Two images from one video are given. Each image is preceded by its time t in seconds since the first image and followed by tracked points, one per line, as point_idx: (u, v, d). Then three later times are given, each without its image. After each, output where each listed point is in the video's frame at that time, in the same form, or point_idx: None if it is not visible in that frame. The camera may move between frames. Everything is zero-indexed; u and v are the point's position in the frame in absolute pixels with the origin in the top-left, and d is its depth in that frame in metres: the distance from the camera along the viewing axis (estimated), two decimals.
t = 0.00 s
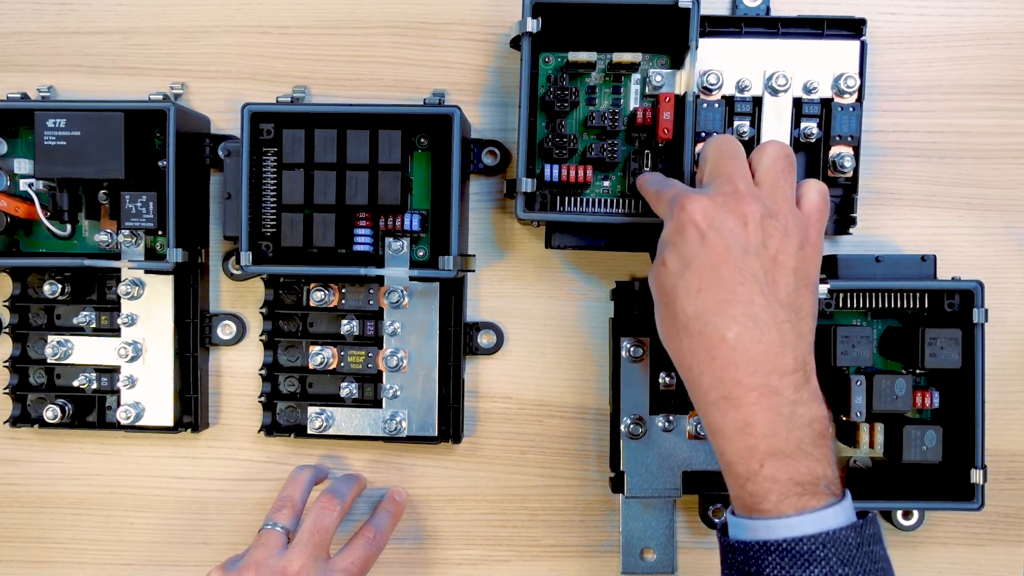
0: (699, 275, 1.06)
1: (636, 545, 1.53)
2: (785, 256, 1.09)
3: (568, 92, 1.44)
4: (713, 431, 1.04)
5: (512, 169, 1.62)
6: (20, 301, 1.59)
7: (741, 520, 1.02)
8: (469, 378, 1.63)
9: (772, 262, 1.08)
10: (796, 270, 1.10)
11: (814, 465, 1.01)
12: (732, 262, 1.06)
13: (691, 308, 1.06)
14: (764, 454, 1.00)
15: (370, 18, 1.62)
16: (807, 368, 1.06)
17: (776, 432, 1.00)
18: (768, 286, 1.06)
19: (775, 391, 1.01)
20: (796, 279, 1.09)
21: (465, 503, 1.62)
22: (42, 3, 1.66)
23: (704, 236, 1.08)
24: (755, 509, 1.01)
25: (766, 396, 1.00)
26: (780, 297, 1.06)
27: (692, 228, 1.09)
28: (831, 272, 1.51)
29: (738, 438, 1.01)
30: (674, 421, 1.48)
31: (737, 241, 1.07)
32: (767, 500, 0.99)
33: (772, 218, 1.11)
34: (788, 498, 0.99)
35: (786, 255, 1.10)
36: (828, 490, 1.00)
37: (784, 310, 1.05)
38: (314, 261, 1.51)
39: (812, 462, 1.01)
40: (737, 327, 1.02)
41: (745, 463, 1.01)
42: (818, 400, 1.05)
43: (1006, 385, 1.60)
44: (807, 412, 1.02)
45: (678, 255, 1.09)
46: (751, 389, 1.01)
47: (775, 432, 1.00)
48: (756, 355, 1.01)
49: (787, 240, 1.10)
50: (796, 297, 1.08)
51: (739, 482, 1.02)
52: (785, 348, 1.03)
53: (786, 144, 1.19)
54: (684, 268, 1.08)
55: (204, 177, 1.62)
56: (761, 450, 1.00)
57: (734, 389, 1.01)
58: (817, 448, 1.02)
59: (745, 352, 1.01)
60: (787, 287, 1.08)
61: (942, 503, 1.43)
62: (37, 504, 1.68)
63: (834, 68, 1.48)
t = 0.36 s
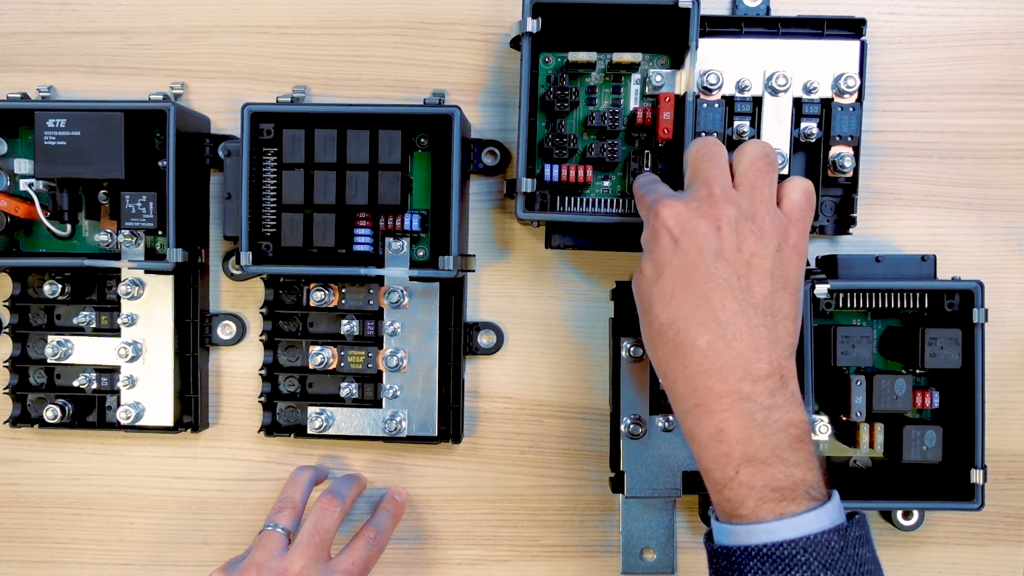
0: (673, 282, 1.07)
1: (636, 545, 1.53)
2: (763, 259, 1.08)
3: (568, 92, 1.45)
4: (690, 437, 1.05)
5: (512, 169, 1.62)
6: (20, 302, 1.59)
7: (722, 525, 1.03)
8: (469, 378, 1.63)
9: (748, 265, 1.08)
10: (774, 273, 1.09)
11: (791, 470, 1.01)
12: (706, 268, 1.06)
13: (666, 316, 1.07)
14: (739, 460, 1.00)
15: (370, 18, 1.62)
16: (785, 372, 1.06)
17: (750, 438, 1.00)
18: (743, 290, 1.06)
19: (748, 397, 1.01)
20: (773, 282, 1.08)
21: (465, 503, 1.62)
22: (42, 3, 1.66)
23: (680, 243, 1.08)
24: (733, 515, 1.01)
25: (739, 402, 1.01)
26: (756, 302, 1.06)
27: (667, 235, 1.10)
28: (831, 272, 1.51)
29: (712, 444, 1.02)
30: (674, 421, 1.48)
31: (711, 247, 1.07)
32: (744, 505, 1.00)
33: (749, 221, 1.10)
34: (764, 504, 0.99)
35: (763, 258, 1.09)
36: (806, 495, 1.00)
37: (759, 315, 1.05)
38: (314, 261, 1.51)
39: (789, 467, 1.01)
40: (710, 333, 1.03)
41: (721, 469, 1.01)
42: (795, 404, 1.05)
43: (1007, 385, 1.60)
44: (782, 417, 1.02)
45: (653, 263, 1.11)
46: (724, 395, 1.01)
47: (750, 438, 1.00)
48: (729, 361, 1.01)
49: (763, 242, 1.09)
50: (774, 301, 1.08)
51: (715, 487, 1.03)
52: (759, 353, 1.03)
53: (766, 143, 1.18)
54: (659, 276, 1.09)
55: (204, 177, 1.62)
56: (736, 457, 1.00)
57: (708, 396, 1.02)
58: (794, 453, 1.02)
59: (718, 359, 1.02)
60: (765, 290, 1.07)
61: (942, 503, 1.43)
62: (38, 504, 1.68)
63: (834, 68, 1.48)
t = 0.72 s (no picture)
0: (677, 285, 1.07)
1: (636, 545, 1.53)
2: (765, 262, 1.08)
3: (568, 92, 1.45)
4: (693, 440, 1.04)
5: (512, 169, 1.62)
6: (20, 302, 1.59)
7: (726, 527, 1.03)
8: (469, 378, 1.63)
9: (751, 269, 1.07)
10: (777, 276, 1.09)
11: (795, 472, 1.01)
12: (709, 272, 1.06)
13: (669, 319, 1.07)
14: (743, 463, 1.00)
15: (370, 19, 1.62)
16: (787, 375, 1.05)
17: (754, 442, 1.00)
18: (746, 293, 1.06)
19: (751, 400, 1.01)
20: (777, 286, 1.08)
21: (465, 503, 1.62)
22: (42, 3, 1.66)
23: (683, 246, 1.08)
24: (737, 518, 1.01)
25: (743, 405, 1.01)
26: (760, 305, 1.06)
27: (670, 238, 1.10)
28: (831, 272, 1.51)
29: (716, 448, 1.01)
30: (674, 421, 1.48)
31: (715, 250, 1.07)
32: (747, 508, 1.00)
33: (752, 225, 1.10)
34: (767, 506, 0.99)
35: (766, 261, 1.08)
36: (809, 497, 1.00)
37: (762, 318, 1.05)
38: (314, 261, 1.51)
39: (791, 469, 1.01)
40: (714, 337, 1.02)
41: (724, 472, 1.01)
42: (798, 407, 1.05)
43: (1007, 385, 1.60)
44: (786, 420, 1.02)
45: (657, 266, 1.11)
46: (727, 399, 1.01)
47: (754, 442, 1.00)
48: (732, 365, 1.01)
49: (766, 246, 1.09)
50: (777, 304, 1.07)
51: (718, 490, 1.03)
52: (763, 356, 1.03)
53: (766, 146, 1.18)
54: (662, 280, 1.09)
55: (204, 177, 1.62)
56: (740, 460, 1.00)
57: (711, 400, 1.02)
58: (797, 455, 1.02)
59: (721, 363, 1.01)
60: (767, 293, 1.07)
61: (942, 503, 1.43)
62: (38, 504, 1.68)
63: (834, 68, 1.48)
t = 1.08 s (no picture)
0: (683, 285, 1.07)
1: (636, 544, 1.53)
2: (770, 263, 1.09)
3: (568, 92, 1.45)
4: (699, 440, 1.04)
5: (512, 169, 1.62)
6: (20, 302, 1.59)
7: (730, 527, 1.02)
8: (469, 378, 1.63)
9: (757, 269, 1.08)
10: (782, 277, 1.09)
11: (801, 473, 1.01)
12: (716, 271, 1.06)
13: (675, 318, 1.07)
14: (749, 463, 1.00)
15: (370, 18, 1.62)
16: (793, 375, 1.05)
17: (760, 441, 1.00)
18: (752, 294, 1.06)
19: (758, 399, 1.01)
20: (782, 286, 1.09)
21: (465, 503, 1.62)
22: (42, 3, 1.66)
23: (689, 246, 1.09)
24: (743, 518, 1.01)
25: (749, 405, 1.01)
26: (766, 304, 1.06)
27: (676, 237, 1.10)
28: (831, 272, 1.51)
29: (723, 447, 1.01)
30: (674, 421, 1.48)
31: (721, 251, 1.07)
32: (753, 508, 1.00)
33: (757, 226, 1.10)
34: (774, 506, 0.99)
35: (772, 262, 1.09)
36: (814, 498, 1.00)
37: (768, 318, 1.05)
38: (314, 261, 1.51)
39: (797, 470, 1.01)
40: (720, 336, 1.03)
41: (730, 471, 1.01)
42: (804, 407, 1.05)
43: (1007, 385, 1.60)
44: (792, 420, 1.02)
45: (662, 265, 1.11)
46: (733, 398, 1.01)
47: (761, 441, 1.00)
48: (738, 365, 1.01)
49: (772, 246, 1.10)
50: (783, 304, 1.08)
51: (724, 490, 1.02)
52: (769, 356, 1.02)
53: (770, 149, 1.19)
54: (668, 279, 1.09)
55: (204, 177, 1.62)
56: (746, 459, 1.00)
57: (718, 399, 1.02)
58: (803, 455, 1.02)
59: (728, 362, 1.02)
60: (773, 293, 1.07)
61: (942, 503, 1.43)
62: (38, 504, 1.68)
63: (833, 68, 1.48)
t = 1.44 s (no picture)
0: (722, 241, 1.04)
1: (636, 544, 1.53)
2: (804, 227, 1.08)
3: (568, 92, 1.45)
4: (729, 397, 1.03)
5: (512, 169, 1.62)
6: (20, 301, 1.59)
7: (749, 487, 1.02)
8: (469, 378, 1.62)
9: (793, 232, 1.07)
10: (813, 242, 1.09)
11: (825, 434, 1.02)
12: (757, 229, 1.04)
13: (714, 274, 1.04)
14: (780, 421, 0.99)
15: (370, 19, 1.62)
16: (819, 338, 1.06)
17: (792, 400, 1.00)
18: (787, 254, 1.05)
19: (792, 358, 1.01)
20: (812, 251, 1.09)
21: (465, 502, 1.62)
22: (42, 3, 1.65)
23: (730, 200, 1.05)
24: (767, 477, 1.00)
25: (784, 364, 1.00)
26: (799, 267, 1.05)
27: (716, 190, 1.06)
28: (831, 272, 1.51)
29: (756, 405, 1.00)
30: (674, 420, 1.49)
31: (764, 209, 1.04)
32: (780, 468, 0.99)
33: (794, 188, 1.09)
34: (801, 467, 0.99)
35: (805, 227, 1.08)
36: (836, 460, 1.01)
37: (802, 280, 1.04)
38: (314, 261, 1.51)
39: (823, 431, 1.01)
40: (761, 295, 1.01)
41: (760, 429, 1.00)
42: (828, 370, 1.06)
43: (1007, 385, 1.60)
44: (820, 381, 1.03)
45: (702, 218, 1.06)
46: (770, 356, 1.00)
47: (792, 400, 1.00)
48: (777, 324, 1.00)
49: (805, 210, 1.09)
50: (812, 269, 1.08)
51: (752, 449, 1.01)
52: (801, 318, 1.03)
53: (795, 115, 1.15)
54: (707, 233, 1.05)
55: (204, 177, 1.62)
56: (779, 417, 1.00)
57: (755, 357, 1.00)
58: (827, 417, 1.03)
59: (767, 320, 1.00)
60: (804, 258, 1.07)
61: (942, 503, 1.43)
62: (38, 504, 1.68)
63: (834, 68, 1.48)
